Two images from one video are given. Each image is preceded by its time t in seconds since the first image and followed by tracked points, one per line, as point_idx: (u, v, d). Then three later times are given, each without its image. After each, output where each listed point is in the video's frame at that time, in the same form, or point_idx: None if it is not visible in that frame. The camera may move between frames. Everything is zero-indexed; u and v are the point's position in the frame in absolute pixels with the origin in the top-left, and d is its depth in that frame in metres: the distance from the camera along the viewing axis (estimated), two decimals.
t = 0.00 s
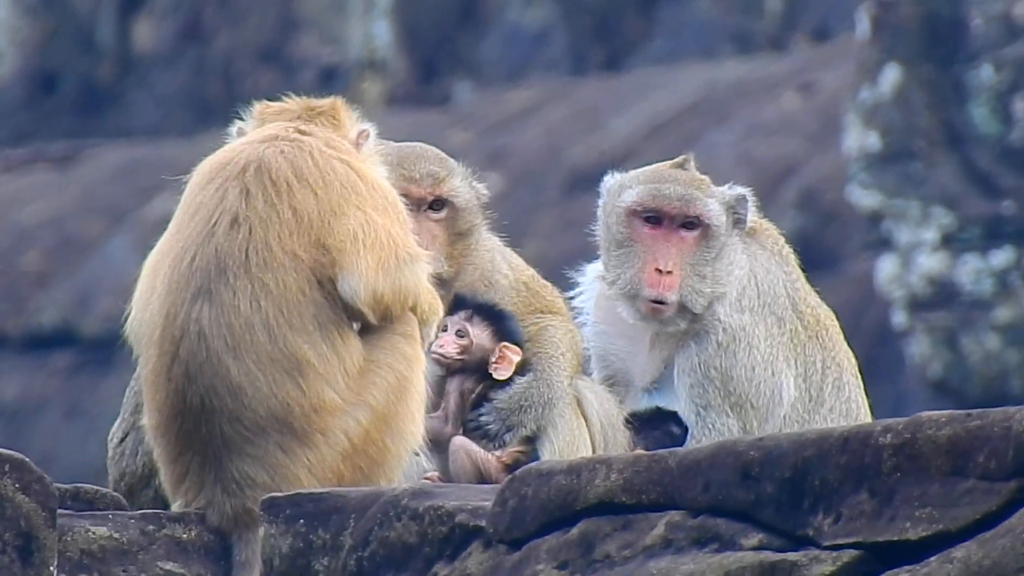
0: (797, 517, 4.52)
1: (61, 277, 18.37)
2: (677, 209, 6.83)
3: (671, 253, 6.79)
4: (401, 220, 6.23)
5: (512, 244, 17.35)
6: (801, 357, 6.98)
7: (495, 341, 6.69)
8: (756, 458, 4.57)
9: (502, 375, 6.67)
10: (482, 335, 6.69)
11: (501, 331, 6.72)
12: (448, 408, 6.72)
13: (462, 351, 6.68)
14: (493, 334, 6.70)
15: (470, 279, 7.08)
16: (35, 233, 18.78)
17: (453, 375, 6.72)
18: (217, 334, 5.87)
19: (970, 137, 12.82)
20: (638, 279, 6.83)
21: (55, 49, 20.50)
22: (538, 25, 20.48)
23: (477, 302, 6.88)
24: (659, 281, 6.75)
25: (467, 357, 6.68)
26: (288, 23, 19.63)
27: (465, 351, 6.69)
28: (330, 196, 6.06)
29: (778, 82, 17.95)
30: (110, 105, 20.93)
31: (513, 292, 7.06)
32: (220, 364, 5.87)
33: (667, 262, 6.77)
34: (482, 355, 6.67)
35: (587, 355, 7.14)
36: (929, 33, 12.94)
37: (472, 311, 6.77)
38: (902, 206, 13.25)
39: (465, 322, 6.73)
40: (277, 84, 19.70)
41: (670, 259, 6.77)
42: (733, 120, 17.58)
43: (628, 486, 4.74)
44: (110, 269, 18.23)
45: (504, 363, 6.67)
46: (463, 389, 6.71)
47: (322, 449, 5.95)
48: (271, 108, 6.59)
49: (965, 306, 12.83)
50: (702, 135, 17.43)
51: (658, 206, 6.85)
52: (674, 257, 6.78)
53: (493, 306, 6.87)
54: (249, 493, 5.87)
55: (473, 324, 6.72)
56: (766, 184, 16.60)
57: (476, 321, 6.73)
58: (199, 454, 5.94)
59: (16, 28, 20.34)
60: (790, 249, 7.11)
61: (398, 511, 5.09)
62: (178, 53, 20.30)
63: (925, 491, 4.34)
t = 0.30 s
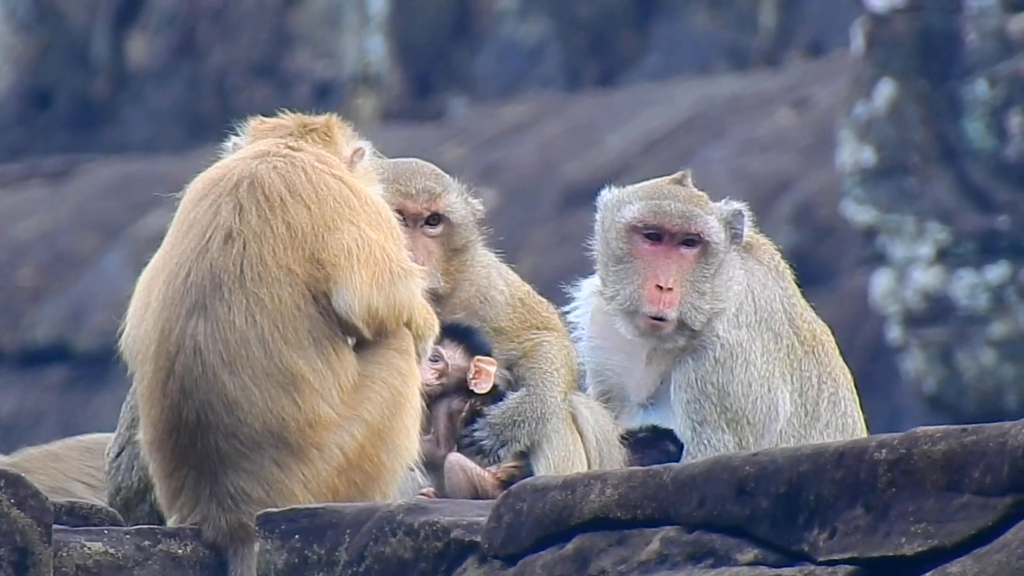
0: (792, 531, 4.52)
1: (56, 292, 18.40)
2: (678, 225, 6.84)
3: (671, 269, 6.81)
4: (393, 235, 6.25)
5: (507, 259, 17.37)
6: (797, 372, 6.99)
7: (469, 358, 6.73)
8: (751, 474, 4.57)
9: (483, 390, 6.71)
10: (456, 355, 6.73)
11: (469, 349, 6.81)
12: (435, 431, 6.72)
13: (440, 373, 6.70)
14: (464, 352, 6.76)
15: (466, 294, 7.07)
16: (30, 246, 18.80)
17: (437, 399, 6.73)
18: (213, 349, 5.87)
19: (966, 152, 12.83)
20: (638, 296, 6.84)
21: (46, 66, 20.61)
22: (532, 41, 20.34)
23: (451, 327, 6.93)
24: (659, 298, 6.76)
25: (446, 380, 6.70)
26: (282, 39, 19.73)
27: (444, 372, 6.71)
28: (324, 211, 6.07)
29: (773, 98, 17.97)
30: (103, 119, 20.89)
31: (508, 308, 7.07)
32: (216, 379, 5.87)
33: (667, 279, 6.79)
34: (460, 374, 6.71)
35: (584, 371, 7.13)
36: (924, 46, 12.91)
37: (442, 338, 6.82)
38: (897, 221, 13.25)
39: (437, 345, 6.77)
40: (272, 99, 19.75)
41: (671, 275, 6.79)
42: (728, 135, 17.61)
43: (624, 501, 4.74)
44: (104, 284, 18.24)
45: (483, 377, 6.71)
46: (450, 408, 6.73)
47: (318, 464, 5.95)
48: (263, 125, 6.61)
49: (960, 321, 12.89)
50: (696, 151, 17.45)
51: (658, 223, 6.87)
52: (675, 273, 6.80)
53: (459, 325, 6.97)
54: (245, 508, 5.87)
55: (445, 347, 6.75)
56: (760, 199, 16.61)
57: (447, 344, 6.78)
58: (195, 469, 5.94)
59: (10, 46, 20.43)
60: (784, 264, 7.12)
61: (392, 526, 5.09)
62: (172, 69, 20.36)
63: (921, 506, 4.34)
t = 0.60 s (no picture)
0: (791, 535, 4.52)
1: (54, 295, 18.38)
2: (684, 230, 6.85)
3: (676, 274, 6.81)
4: (393, 238, 6.24)
5: (507, 264, 17.35)
6: (797, 376, 7.00)
7: (488, 357, 6.74)
8: (750, 476, 4.57)
9: (497, 393, 6.73)
10: (475, 353, 6.73)
11: (492, 347, 6.77)
12: (442, 431, 6.71)
13: (457, 371, 6.70)
14: (485, 351, 6.75)
15: (467, 299, 7.11)
16: (28, 249, 18.86)
17: (450, 397, 6.73)
18: (212, 352, 5.88)
19: (965, 155, 12.81)
20: (643, 300, 6.85)
21: (45, 70, 20.49)
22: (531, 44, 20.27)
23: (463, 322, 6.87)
24: (664, 303, 6.77)
25: (462, 377, 6.71)
26: (281, 42, 19.78)
27: (459, 371, 6.72)
28: (323, 215, 6.07)
29: (771, 100, 17.96)
30: (100, 122, 20.85)
31: (508, 312, 7.13)
32: (214, 383, 5.88)
33: (673, 285, 6.80)
34: (477, 373, 6.72)
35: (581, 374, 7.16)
36: (923, 49, 12.89)
37: (463, 330, 6.79)
38: (896, 224, 13.26)
39: (456, 342, 6.75)
40: (270, 102, 19.76)
41: (676, 281, 6.80)
42: (727, 139, 17.62)
43: (622, 505, 4.74)
44: (104, 287, 18.23)
45: (498, 379, 6.73)
46: (460, 409, 6.72)
47: (316, 468, 5.95)
48: (263, 127, 6.62)
49: (958, 324, 12.96)
50: (694, 155, 17.45)
51: (664, 227, 6.88)
52: (680, 279, 6.81)
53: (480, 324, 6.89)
54: (243, 512, 5.88)
55: (465, 343, 6.74)
56: (760, 204, 16.60)
57: (467, 340, 6.76)
58: (193, 472, 5.94)
59: (9, 50, 20.15)
60: (785, 267, 7.12)
61: (392, 529, 5.09)
62: (170, 72, 20.41)
63: (919, 509, 4.36)
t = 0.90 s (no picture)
0: (801, 531, 4.51)
1: (63, 292, 18.41)
2: (703, 227, 6.82)
3: (695, 271, 6.78)
4: (400, 233, 6.27)
5: (516, 260, 17.36)
6: (810, 372, 7.01)
7: (506, 359, 6.71)
8: (761, 474, 4.56)
9: (512, 395, 6.70)
10: (492, 353, 6.69)
11: (512, 349, 6.73)
12: (448, 426, 6.67)
13: (471, 370, 6.68)
14: (503, 351, 6.71)
15: (479, 298, 7.10)
16: (39, 247, 18.83)
17: (460, 395, 6.70)
18: (225, 347, 5.88)
19: (974, 151, 12.88)
20: (662, 297, 6.82)
21: (55, 66, 20.60)
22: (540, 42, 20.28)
23: (489, 320, 6.85)
24: (683, 301, 6.73)
25: (475, 377, 6.68)
26: (291, 39, 19.74)
27: (474, 369, 6.69)
28: (333, 209, 6.09)
29: (781, 97, 17.95)
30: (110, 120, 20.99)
31: (520, 309, 7.10)
32: (226, 379, 5.88)
33: (692, 282, 6.77)
34: (492, 372, 6.69)
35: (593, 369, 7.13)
36: (932, 45, 12.87)
37: (483, 328, 6.77)
38: (905, 220, 13.29)
39: (475, 339, 6.74)
40: (280, 99, 19.76)
41: (695, 278, 6.77)
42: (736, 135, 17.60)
43: (633, 501, 4.74)
44: (113, 284, 18.25)
45: (514, 382, 6.71)
46: (468, 406, 6.69)
47: (327, 464, 5.96)
48: (260, 126, 6.65)
49: (968, 321, 12.80)
50: (703, 152, 17.45)
51: (683, 224, 6.85)
52: (699, 276, 6.78)
53: (505, 322, 6.87)
54: (254, 508, 5.89)
55: (484, 342, 6.72)
56: (768, 200, 16.64)
57: (486, 339, 6.73)
58: (204, 468, 5.96)
59: (18, 45, 20.28)
60: (795, 262, 7.13)
61: (402, 527, 5.09)
62: (180, 69, 20.36)
63: (929, 505, 4.35)
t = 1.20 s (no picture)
0: (807, 526, 4.51)
1: (69, 288, 18.43)
2: (712, 221, 6.81)
3: (703, 265, 6.77)
4: (401, 224, 6.28)
5: (522, 255, 17.34)
6: (816, 365, 7.01)
7: (502, 354, 6.72)
8: (767, 467, 4.56)
9: (508, 389, 6.73)
10: (486, 349, 6.68)
11: (507, 344, 6.76)
12: (453, 423, 6.68)
13: (466, 366, 6.67)
14: (499, 347, 6.72)
15: (486, 294, 7.08)
16: (44, 241, 18.86)
17: (458, 394, 6.69)
18: (232, 341, 5.89)
19: (978, 144, 12.90)
20: (670, 291, 6.80)
21: (61, 60, 20.59)
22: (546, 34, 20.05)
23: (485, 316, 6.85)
24: (692, 295, 6.72)
25: (470, 374, 6.69)
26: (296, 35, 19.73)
27: (469, 366, 6.69)
28: (335, 199, 6.10)
29: (786, 91, 17.92)
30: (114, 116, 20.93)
31: (526, 302, 7.11)
32: (233, 372, 5.89)
33: (700, 276, 6.76)
34: (488, 368, 6.69)
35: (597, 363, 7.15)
36: (937, 39, 12.88)
37: (475, 325, 6.77)
38: (911, 213, 13.24)
39: (469, 336, 6.72)
40: (285, 93, 19.82)
41: (703, 271, 6.76)
42: (742, 130, 17.57)
43: (640, 495, 4.74)
44: (120, 278, 18.27)
45: (509, 376, 6.73)
46: (468, 402, 6.70)
47: (334, 457, 5.97)
48: (251, 122, 6.65)
49: (974, 315, 12.80)
50: (709, 146, 17.43)
51: (691, 218, 6.84)
52: (707, 270, 6.76)
53: (498, 319, 6.87)
54: (262, 502, 5.89)
55: (477, 338, 6.71)
56: (773, 194, 16.63)
57: (479, 336, 6.72)
58: (210, 463, 5.96)
59: (24, 40, 20.58)
60: (800, 254, 7.13)
61: (408, 521, 5.09)
62: (186, 64, 20.29)
63: (935, 499, 4.36)
